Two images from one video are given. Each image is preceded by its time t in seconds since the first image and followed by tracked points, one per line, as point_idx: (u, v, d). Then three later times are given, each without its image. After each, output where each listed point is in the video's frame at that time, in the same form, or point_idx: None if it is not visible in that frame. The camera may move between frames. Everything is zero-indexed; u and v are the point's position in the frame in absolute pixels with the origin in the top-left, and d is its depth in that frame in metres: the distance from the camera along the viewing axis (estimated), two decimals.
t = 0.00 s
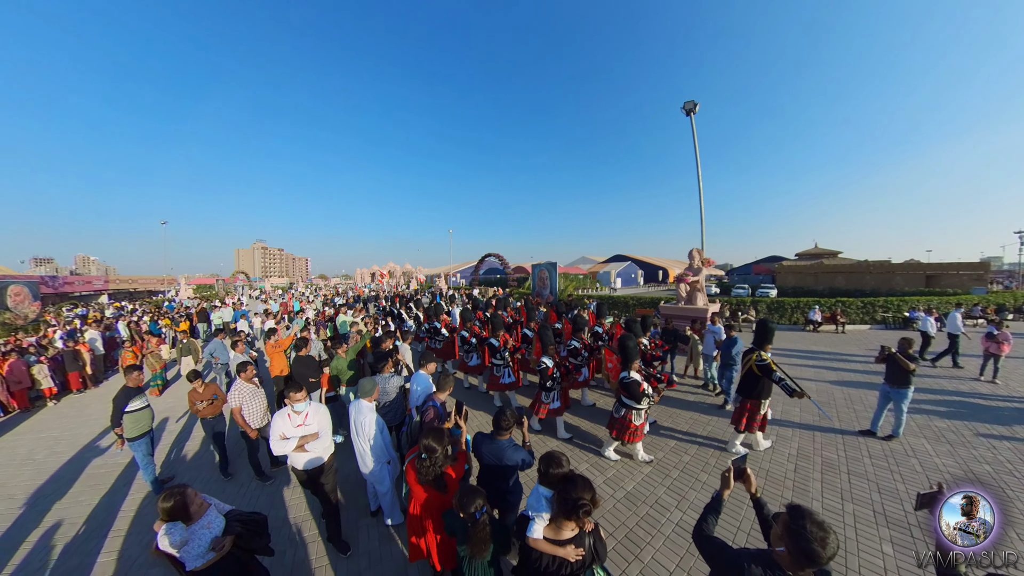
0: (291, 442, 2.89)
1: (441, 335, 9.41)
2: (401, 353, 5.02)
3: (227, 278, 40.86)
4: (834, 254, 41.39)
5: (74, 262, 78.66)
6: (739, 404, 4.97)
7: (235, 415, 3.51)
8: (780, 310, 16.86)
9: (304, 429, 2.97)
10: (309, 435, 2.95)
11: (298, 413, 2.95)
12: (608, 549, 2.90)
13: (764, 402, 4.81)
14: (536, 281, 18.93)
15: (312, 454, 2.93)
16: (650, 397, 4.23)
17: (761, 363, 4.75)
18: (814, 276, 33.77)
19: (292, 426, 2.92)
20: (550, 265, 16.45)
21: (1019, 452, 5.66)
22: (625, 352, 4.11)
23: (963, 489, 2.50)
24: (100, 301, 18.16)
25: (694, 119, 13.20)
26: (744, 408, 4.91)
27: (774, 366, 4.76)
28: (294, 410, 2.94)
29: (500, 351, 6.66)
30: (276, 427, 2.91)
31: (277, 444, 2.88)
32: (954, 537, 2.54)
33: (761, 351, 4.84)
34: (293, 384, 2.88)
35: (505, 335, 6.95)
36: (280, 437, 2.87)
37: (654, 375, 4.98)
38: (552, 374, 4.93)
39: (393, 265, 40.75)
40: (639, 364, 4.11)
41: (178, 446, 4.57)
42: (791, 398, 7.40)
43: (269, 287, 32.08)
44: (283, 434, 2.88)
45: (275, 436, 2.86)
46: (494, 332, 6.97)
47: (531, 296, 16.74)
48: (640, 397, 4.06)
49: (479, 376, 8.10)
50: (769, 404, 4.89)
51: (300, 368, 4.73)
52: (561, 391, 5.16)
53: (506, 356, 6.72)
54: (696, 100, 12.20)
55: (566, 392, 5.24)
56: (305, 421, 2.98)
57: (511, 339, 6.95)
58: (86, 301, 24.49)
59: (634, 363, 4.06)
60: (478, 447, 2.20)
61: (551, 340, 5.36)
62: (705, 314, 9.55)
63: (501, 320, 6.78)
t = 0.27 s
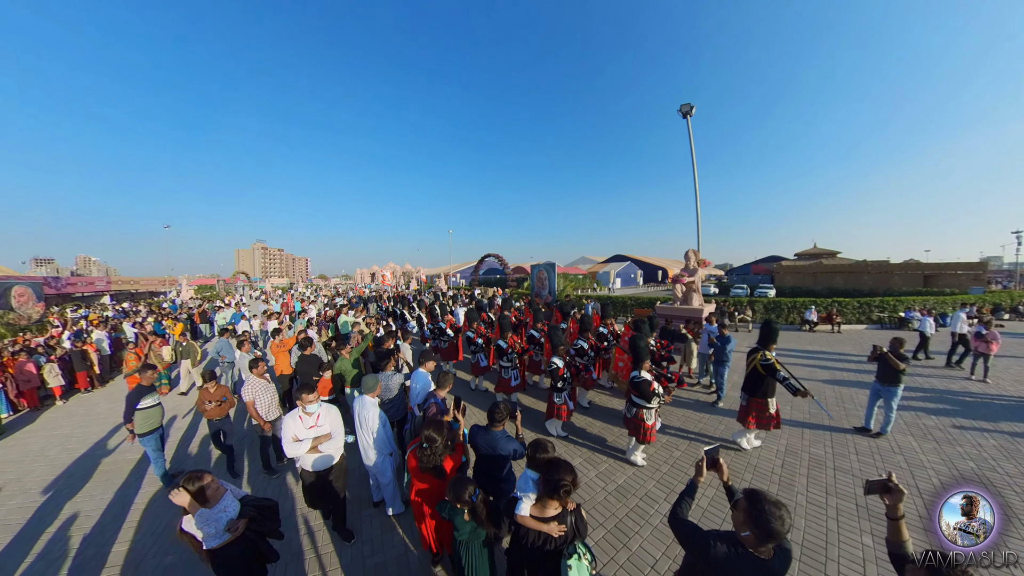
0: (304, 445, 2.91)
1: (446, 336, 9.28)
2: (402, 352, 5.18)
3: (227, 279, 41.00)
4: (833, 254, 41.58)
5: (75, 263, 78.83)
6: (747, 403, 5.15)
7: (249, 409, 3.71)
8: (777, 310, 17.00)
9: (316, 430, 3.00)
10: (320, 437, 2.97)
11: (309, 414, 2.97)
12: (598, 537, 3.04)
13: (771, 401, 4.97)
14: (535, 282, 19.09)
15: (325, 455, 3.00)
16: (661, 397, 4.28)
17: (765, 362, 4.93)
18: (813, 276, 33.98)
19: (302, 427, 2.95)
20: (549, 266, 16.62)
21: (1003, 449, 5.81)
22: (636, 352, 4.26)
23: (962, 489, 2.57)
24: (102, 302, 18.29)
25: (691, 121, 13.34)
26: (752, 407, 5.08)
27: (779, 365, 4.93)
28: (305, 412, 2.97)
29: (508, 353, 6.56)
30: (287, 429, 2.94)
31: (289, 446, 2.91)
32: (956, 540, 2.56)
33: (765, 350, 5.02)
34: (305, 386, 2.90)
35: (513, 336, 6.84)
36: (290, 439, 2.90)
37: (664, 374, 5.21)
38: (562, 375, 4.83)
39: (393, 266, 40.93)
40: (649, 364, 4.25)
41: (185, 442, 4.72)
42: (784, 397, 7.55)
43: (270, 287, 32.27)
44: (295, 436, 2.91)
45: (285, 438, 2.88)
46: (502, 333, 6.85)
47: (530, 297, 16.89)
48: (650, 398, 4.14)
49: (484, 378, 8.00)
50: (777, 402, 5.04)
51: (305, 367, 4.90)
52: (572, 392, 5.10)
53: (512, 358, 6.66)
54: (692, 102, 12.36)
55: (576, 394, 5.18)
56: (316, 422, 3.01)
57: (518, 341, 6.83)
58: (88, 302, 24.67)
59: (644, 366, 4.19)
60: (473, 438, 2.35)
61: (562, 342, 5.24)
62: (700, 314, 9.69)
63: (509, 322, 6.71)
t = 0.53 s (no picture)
0: (317, 442, 2.96)
1: (450, 337, 9.16)
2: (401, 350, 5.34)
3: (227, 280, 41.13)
4: (831, 254, 41.76)
5: (75, 263, 78.99)
6: (753, 401, 5.29)
7: (259, 402, 3.97)
8: (773, 310, 17.15)
9: (327, 428, 3.06)
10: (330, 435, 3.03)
11: (318, 413, 3.05)
12: (587, 526, 3.17)
13: (776, 399, 5.09)
14: (533, 282, 19.23)
15: (337, 453, 3.04)
16: (672, 401, 4.26)
17: (771, 362, 5.06)
18: (811, 276, 34.15)
19: (313, 426, 3.01)
20: (547, 266, 16.77)
21: (989, 445, 5.94)
22: (647, 354, 4.28)
23: (963, 492, 2.99)
24: (105, 302, 18.43)
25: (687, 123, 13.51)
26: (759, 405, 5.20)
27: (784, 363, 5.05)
28: (314, 411, 3.04)
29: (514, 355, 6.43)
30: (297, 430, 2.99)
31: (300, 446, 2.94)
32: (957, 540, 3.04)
33: (771, 350, 5.14)
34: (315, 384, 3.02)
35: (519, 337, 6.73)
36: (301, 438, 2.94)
37: (676, 377, 5.06)
38: (570, 377, 4.81)
39: (393, 266, 41.07)
40: (660, 367, 4.26)
41: (191, 438, 4.87)
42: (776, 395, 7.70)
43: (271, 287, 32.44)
44: (306, 434, 2.96)
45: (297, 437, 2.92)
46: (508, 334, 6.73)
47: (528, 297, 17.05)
48: (663, 401, 4.11)
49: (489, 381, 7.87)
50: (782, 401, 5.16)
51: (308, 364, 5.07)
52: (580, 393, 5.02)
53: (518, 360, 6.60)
54: (688, 105, 12.53)
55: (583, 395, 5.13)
56: (326, 421, 3.09)
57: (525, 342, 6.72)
58: (90, 303, 24.83)
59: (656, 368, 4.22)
60: (469, 428, 2.49)
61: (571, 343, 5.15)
62: (695, 314, 9.85)
63: (515, 323, 6.65)
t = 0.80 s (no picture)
0: (321, 448, 2.82)
1: (453, 338, 9.04)
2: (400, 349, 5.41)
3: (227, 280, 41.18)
4: (831, 254, 41.82)
5: (75, 263, 79.04)
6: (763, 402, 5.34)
7: (261, 398, 4.04)
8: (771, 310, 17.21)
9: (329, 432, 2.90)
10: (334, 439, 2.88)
11: (319, 417, 2.87)
12: (581, 521, 3.23)
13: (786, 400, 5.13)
14: (532, 282, 19.29)
15: (341, 455, 2.92)
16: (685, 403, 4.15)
17: (781, 362, 5.08)
18: (810, 277, 34.20)
19: (315, 432, 2.83)
20: (546, 266, 16.85)
21: (982, 444, 6.02)
22: (658, 356, 4.17)
23: (965, 494, 3.29)
24: (105, 302, 18.48)
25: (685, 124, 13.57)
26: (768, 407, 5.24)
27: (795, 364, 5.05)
28: (315, 416, 2.85)
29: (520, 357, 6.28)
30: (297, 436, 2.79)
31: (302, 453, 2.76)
32: (956, 540, 3.49)
33: (780, 349, 5.16)
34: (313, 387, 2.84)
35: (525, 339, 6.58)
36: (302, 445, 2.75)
37: (689, 377, 4.88)
38: (580, 378, 4.78)
39: (393, 266, 41.14)
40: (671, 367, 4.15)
41: (194, 435, 4.95)
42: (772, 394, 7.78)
43: (271, 287, 32.48)
44: (308, 441, 2.78)
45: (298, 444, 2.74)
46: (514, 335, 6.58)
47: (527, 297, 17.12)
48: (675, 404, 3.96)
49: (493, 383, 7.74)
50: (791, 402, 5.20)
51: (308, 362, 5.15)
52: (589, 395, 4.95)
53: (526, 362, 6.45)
54: (686, 106, 12.59)
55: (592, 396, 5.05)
56: (328, 425, 2.92)
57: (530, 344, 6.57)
58: (91, 303, 24.91)
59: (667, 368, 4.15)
60: (464, 423, 2.57)
61: (578, 344, 4.99)
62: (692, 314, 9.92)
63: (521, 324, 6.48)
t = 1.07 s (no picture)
0: (318, 452, 2.76)
1: (457, 339, 8.93)
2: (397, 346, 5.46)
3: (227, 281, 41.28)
4: (830, 254, 41.80)
5: (75, 263, 79.15)
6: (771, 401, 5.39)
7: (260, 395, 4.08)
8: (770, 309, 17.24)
9: (325, 436, 2.85)
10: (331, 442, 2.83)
11: (314, 421, 2.80)
12: (573, 516, 3.25)
13: (794, 399, 5.18)
14: (531, 282, 19.34)
15: (340, 459, 2.89)
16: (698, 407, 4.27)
17: (793, 361, 5.09)
18: (809, 276, 34.21)
19: (310, 436, 2.77)
20: (544, 266, 16.90)
21: (977, 442, 6.05)
22: (671, 358, 4.25)
23: (966, 493, 3.33)
24: (106, 302, 18.56)
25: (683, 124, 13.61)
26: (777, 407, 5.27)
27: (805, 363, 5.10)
28: (309, 420, 2.78)
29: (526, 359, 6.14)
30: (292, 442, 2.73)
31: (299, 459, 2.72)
32: (957, 540, 3.52)
33: (791, 348, 5.20)
34: (306, 390, 2.72)
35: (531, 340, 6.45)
36: (298, 451, 2.70)
37: (701, 382, 4.64)
38: (591, 381, 4.60)
39: (393, 266, 41.21)
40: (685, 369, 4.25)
41: (194, 433, 5.02)
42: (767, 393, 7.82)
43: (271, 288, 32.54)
44: (304, 446, 2.73)
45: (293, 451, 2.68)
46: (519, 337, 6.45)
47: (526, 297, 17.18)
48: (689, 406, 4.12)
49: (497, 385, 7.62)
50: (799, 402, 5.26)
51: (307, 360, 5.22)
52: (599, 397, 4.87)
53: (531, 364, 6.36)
54: (683, 106, 12.64)
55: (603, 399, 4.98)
56: (324, 428, 2.84)
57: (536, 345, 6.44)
58: (92, 304, 25.01)
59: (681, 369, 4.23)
60: (456, 417, 2.63)
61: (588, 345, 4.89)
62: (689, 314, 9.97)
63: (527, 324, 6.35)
